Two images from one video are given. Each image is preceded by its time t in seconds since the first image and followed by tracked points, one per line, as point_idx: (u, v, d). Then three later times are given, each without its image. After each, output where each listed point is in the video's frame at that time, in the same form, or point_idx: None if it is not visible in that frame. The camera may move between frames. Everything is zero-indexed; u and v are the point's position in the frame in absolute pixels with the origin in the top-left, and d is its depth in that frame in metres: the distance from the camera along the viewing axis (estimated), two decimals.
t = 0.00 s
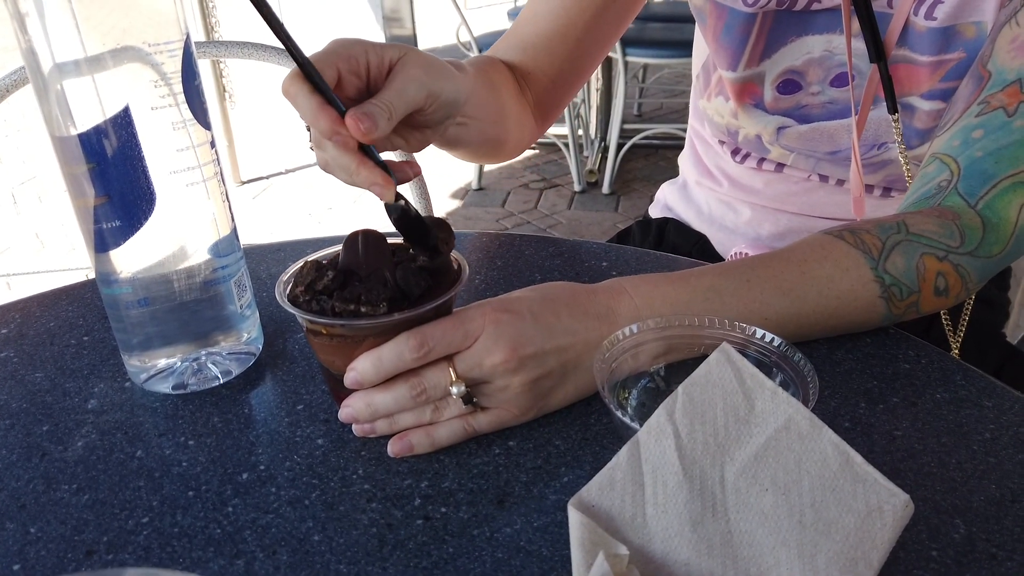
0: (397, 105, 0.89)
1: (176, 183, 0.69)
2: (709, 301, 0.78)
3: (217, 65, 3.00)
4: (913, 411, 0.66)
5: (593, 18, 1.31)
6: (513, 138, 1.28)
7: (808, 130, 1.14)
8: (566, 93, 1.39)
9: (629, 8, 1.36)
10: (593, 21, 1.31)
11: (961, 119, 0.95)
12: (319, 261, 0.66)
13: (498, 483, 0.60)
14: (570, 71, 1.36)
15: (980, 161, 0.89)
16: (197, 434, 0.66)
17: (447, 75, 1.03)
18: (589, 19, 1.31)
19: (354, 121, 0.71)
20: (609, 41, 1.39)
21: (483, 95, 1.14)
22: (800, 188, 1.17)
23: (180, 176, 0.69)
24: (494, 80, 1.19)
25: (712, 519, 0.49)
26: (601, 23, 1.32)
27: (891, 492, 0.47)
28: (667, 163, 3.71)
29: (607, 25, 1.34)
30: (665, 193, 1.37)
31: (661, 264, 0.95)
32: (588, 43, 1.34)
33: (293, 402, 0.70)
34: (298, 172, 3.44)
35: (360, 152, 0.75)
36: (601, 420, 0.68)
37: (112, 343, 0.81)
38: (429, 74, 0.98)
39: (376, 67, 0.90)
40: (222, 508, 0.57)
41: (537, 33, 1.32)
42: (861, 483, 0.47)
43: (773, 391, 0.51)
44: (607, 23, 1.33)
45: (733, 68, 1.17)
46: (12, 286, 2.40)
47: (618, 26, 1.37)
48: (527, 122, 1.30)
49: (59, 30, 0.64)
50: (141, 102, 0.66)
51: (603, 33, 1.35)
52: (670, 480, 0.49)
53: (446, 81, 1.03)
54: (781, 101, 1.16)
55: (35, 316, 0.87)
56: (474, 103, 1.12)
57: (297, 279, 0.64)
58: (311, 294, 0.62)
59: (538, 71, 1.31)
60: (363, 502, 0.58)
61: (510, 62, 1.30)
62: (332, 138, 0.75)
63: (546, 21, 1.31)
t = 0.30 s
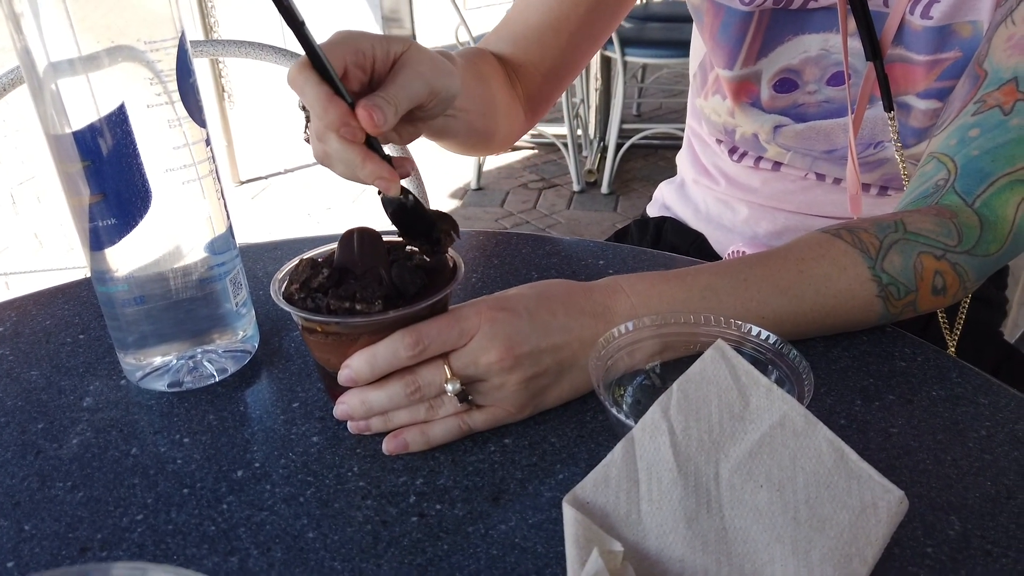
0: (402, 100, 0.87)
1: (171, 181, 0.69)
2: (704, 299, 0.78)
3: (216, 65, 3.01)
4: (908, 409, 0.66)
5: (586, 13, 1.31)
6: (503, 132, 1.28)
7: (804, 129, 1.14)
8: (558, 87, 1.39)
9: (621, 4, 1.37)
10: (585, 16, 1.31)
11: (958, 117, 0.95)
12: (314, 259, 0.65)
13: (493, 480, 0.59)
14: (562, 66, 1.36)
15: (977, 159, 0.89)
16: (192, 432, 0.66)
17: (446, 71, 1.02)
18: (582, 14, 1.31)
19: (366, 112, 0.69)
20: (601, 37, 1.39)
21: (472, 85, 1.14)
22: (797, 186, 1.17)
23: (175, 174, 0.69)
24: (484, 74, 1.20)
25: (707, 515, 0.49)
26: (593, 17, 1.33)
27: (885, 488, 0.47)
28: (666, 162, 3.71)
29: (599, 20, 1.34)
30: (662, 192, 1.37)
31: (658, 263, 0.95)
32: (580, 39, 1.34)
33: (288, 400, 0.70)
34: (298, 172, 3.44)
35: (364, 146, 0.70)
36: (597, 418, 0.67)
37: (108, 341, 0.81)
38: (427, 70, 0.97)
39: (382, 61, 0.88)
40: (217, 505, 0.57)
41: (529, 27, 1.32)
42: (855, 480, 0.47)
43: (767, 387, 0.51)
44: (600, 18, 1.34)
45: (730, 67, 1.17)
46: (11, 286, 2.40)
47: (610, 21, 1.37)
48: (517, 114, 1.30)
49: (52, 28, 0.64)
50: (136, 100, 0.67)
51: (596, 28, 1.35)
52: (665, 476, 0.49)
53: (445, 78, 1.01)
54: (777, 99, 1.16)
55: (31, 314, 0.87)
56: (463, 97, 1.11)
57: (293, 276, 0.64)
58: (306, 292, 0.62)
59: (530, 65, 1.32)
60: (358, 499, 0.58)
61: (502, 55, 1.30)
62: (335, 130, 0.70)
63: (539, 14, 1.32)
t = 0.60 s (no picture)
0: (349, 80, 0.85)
1: (166, 178, 0.69)
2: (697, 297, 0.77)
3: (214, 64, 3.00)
4: (904, 406, 0.66)
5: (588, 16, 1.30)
6: (502, 135, 1.30)
7: (800, 126, 1.14)
8: (559, 91, 1.39)
9: (625, 7, 1.36)
10: (587, 19, 1.31)
11: (953, 114, 0.95)
12: (309, 255, 0.66)
13: (488, 477, 0.59)
14: (564, 69, 1.36)
15: (972, 157, 0.89)
16: (187, 429, 0.66)
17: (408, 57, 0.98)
18: (584, 18, 1.30)
19: (298, 87, 0.72)
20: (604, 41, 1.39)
21: (463, 85, 1.14)
22: (794, 184, 1.17)
23: (170, 171, 0.69)
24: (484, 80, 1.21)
25: (701, 512, 0.49)
26: (596, 21, 1.32)
27: (880, 484, 0.47)
28: (665, 162, 3.71)
29: (602, 24, 1.33)
30: (660, 190, 1.37)
31: (654, 261, 0.95)
32: (583, 42, 1.34)
33: (283, 397, 0.70)
34: (296, 172, 3.44)
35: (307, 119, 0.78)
36: (592, 415, 0.67)
37: (102, 338, 0.81)
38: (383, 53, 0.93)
39: (327, 47, 0.87)
40: (211, 502, 0.57)
41: (533, 31, 1.32)
42: (850, 476, 0.47)
43: (762, 383, 0.51)
44: (603, 22, 1.33)
45: (726, 62, 1.16)
46: (8, 286, 2.40)
47: (613, 25, 1.36)
48: (513, 118, 1.30)
49: (46, 26, 0.64)
50: (131, 97, 0.66)
51: (598, 31, 1.34)
52: (659, 473, 0.49)
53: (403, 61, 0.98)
54: (773, 95, 1.16)
55: (26, 312, 0.86)
56: (449, 86, 1.10)
57: (287, 274, 0.65)
58: (301, 289, 0.63)
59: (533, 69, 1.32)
60: (352, 496, 0.57)
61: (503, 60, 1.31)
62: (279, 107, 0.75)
63: (541, 17, 1.31)
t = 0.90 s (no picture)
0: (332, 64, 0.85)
1: (165, 176, 0.69)
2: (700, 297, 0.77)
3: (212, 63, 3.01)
4: (901, 404, 0.66)
5: (614, 23, 1.29)
6: (537, 154, 1.30)
7: (800, 122, 1.14)
8: (597, 101, 1.38)
9: (655, 9, 1.33)
10: (615, 26, 1.29)
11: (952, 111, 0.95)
12: (308, 254, 0.66)
13: (486, 475, 0.59)
14: (599, 79, 1.35)
15: (972, 153, 0.89)
16: (185, 428, 0.66)
17: (414, 62, 1.00)
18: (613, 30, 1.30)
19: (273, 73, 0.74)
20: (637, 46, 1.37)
21: (490, 103, 1.17)
22: (793, 181, 1.17)
23: (169, 169, 0.69)
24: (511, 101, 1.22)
25: (698, 509, 0.49)
26: (624, 28, 1.31)
27: (877, 481, 0.47)
28: (663, 161, 3.72)
29: (630, 33, 1.32)
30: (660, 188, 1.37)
31: (652, 260, 0.95)
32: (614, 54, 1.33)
33: (282, 396, 0.70)
34: (295, 171, 3.44)
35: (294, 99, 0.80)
36: (590, 413, 0.67)
37: (101, 337, 0.80)
38: (388, 62, 0.95)
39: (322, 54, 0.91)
40: (209, 500, 0.57)
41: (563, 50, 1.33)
42: (847, 473, 0.48)
43: (759, 381, 0.52)
44: (631, 28, 1.31)
45: (726, 57, 1.17)
46: (6, 285, 2.40)
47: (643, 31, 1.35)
48: (547, 133, 1.31)
49: (45, 25, 0.64)
50: (129, 95, 0.66)
51: (629, 37, 1.33)
52: (657, 470, 0.50)
53: (410, 69, 0.99)
54: (774, 91, 1.15)
55: (24, 311, 0.86)
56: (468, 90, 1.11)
57: (287, 274, 0.65)
58: (304, 288, 0.62)
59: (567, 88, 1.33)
60: (350, 494, 0.57)
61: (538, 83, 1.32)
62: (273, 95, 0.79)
63: (568, 34, 1.32)
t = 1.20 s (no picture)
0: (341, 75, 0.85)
1: (162, 175, 0.69)
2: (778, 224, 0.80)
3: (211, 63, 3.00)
4: (898, 402, 0.66)
5: (636, 30, 1.26)
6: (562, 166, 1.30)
7: (805, 117, 1.12)
8: (620, 111, 1.36)
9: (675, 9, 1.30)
10: (636, 32, 1.26)
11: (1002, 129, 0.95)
12: (306, 254, 0.66)
13: (484, 473, 0.59)
14: (622, 87, 1.32)
15: None
16: (183, 426, 0.66)
17: (425, 77, 0.99)
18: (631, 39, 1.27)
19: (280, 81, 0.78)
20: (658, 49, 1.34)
21: (507, 119, 1.16)
22: (794, 178, 1.18)
23: (166, 168, 0.69)
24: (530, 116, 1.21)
25: (695, 506, 0.49)
26: (645, 33, 1.28)
27: (874, 479, 0.48)
28: (662, 162, 3.72)
29: (651, 38, 1.29)
30: (660, 186, 1.39)
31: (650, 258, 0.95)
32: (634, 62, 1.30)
33: (280, 394, 0.70)
34: (294, 171, 3.44)
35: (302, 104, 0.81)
36: (588, 412, 0.66)
37: (99, 336, 0.80)
38: (398, 76, 0.95)
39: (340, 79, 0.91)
40: (206, 499, 0.57)
41: (583, 61, 1.30)
42: (843, 470, 0.48)
43: (757, 378, 0.53)
44: (651, 33, 1.28)
45: (729, 53, 1.14)
46: (5, 284, 2.40)
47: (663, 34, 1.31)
48: (570, 147, 1.29)
49: (43, 25, 0.64)
50: (127, 94, 0.67)
51: (650, 42, 1.30)
52: (654, 468, 0.50)
53: (420, 84, 0.99)
54: (777, 87, 1.13)
55: (23, 310, 0.86)
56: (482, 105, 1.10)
57: (285, 274, 0.64)
58: (301, 288, 0.62)
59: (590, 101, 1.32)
60: (348, 493, 0.57)
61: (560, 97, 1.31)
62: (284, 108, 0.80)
63: (588, 43, 1.28)
